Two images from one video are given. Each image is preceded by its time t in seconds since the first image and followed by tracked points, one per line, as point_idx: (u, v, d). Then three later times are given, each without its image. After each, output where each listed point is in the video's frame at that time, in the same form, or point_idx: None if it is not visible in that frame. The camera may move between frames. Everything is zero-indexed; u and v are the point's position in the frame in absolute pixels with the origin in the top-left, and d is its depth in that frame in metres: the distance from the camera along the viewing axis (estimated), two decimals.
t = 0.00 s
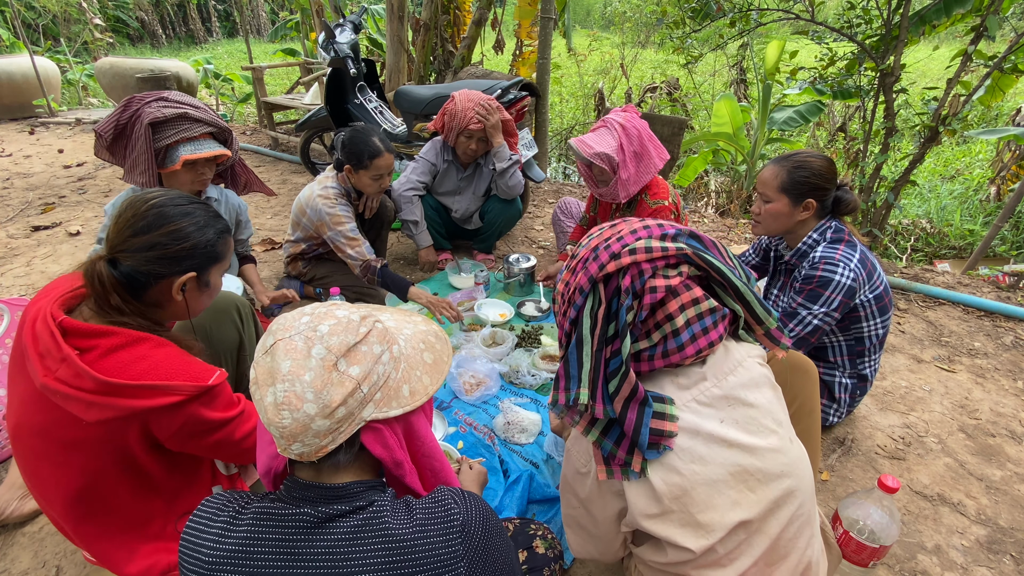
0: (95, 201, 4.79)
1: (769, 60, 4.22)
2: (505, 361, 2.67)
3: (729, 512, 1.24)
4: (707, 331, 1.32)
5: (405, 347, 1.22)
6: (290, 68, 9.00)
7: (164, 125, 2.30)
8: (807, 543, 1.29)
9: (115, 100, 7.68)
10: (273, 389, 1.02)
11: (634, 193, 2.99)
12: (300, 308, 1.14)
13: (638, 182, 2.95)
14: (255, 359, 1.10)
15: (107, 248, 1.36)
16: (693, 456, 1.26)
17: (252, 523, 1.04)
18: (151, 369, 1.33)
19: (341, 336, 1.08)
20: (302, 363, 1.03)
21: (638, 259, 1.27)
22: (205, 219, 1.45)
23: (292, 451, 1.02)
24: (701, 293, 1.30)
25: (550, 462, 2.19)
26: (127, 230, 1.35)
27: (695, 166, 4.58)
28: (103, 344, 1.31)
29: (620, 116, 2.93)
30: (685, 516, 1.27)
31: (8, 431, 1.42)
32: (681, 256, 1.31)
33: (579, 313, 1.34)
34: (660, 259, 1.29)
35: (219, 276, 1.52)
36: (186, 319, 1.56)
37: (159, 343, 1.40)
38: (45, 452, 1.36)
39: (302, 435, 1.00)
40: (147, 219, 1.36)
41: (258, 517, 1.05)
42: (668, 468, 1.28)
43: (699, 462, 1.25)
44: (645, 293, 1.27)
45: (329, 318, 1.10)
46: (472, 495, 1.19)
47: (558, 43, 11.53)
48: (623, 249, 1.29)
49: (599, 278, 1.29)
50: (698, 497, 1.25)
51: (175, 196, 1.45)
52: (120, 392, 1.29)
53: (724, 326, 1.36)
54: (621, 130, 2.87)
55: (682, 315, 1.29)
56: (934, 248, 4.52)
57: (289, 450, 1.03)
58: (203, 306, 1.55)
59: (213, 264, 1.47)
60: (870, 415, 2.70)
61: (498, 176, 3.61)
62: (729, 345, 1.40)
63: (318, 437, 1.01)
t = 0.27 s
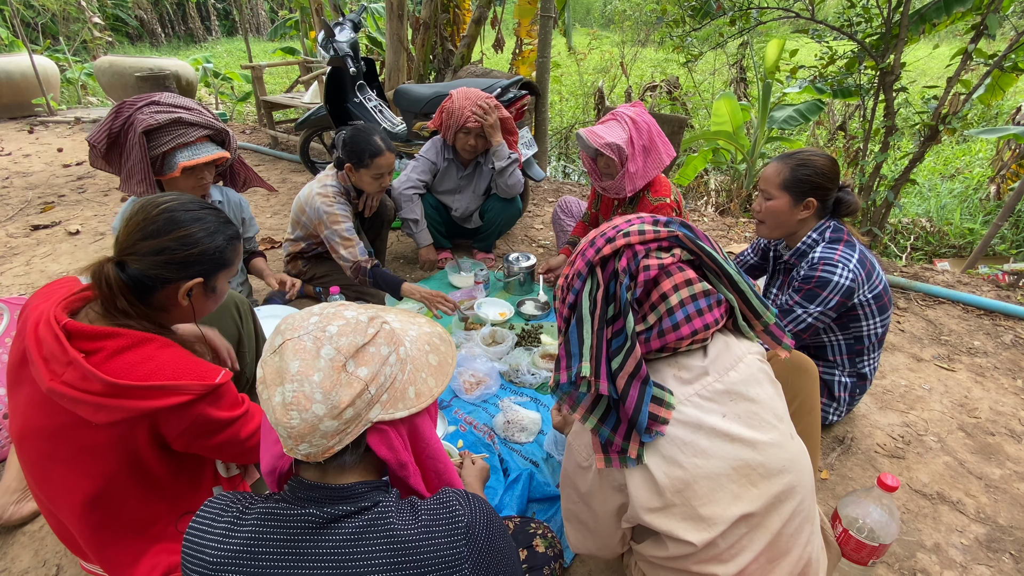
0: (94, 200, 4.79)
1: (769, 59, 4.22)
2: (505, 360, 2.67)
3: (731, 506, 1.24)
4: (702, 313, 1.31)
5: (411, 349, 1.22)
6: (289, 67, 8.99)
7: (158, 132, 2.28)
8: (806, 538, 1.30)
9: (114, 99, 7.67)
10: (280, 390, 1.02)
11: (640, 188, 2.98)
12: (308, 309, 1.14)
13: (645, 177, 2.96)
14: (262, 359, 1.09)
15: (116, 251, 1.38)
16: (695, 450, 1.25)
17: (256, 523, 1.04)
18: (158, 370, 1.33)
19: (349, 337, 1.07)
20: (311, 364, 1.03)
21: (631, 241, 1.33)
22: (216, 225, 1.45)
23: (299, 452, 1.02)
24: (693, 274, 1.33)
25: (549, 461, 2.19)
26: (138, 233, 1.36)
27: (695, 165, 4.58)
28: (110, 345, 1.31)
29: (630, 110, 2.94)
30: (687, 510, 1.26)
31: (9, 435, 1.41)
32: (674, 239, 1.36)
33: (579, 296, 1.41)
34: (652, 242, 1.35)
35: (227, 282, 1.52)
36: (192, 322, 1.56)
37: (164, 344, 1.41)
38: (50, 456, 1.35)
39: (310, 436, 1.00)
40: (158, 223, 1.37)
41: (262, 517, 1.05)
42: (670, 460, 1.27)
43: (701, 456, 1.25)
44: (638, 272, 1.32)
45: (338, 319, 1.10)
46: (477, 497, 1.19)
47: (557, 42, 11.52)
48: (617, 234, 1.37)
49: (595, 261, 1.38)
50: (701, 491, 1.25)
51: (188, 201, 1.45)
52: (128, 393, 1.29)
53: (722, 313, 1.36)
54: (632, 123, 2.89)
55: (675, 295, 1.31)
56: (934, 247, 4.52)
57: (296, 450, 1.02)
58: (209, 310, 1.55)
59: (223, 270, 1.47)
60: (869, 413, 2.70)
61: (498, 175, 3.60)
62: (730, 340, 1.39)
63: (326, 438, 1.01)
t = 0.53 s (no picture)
0: (92, 192, 4.77)
1: (770, 47, 4.18)
2: (505, 352, 2.67)
3: (733, 497, 1.25)
4: (709, 298, 1.31)
5: (412, 344, 1.20)
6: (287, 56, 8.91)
7: (164, 141, 2.22)
8: (805, 530, 1.31)
9: (111, 90, 7.61)
10: (281, 389, 1.02)
11: (642, 176, 2.97)
12: (309, 305, 1.14)
13: (648, 165, 2.94)
14: (262, 356, 1.09)
15: (132, 241, 1.39)
16: (698, 440, 1.25)
17: (256, 517, 1.04)
18: (164, 356, 1.36)
19: (350, 335, 1.07)
20: (312, 363, 1.02)
21: (640, 225, 1.35)
22: (230, 224, 1.44)
23: (300, 450, 1.02)
24: (701, 260, 1.34)
25: (549, 451, 2.20)
26: (155, 225, 1.37)
27: (695, 155, 4.55)
28: (116, 329, 1.34)
29: (634, 97, 2.92)
30: (689, 500, 1.27)
31: (11, 415, 1.43)
32: (682, 226, 1.39)
33: (586, 279, 1.39)
34: (661, 228, 1.37)
35: (234, 281, 1.52)
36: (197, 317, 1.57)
37: (171, 334, 1.43)
38: (51, 435, 1.36)
39: (311, 435, 1.00)
40: (175, 219, 1.38)
41: (262, 511, 1.05)
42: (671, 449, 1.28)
43: (704, 447, 1.25)
44: (647, 255, 1.32)
45: (339, 315, 1.10)
46: (478, 493, 1.20)
47: (557, 31, 11.43)
48: (627, 218, 1.37)
49: (604, 244, 1.37)
50: (702, 480, 1.26)
51: (206, 199, 1.45)
52: (129, 375, 1.30)
53: (729, 301, 1.36)
54: (636, 111, 2.87)
55: (683, 278, 1.31)
56: (934, 238, 4.51)
57: (296, 448, 1.02)
58: (214, 307, 1.56)
59: (231, 269, 1.47)
60: (867, 404, 2.71)
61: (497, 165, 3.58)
62: (736, 332, 1.39)
63: (327, 437, 1.02)
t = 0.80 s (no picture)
0: (88, 184, 4.73)
1: (770, 37, 4.14)
2: (504, 343, 2.67)
3: (735, 490, 1.25)
4: (727, 297, 1.31)
5: (411, 337, 1.20)
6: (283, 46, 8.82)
7: (162, 145, 2.18)
8: (806, 524, 1.32)
9: (105, 81, 7.55)
10: (280, 385, 1.02)
11: (639, 166, 2.95)
12: (308, 300, 1.13)
13: (642, 155, 2.92)
14: (260, 351, 1.09)
15: (154, 226, 1.45)
16: (703, 434, 1.26)
17: (257, 510, 1.04)
18: (169, 330, 1.41)
19: (349, 330, 1.06)
20: (310, 359, 1.02)
21: (661, 219, 1.32)
22: (247, 215, 1.52)
23: (301, 446, 1.02)
24: (720, 258, 1.33)
25: (548, 441, 2.21)
26: (177, 214, 1.44)
27: (694, 146, 4.54)
28: (129, 300, 1.41)
29: (631, 86, 2.92)
30: (691, 492, 1.28)
31: (24, 381, 1.49)
32: (701, 221, 1.37)
33: (602, 275, 1.34)
34: (682, 223, 1.35)
35: (247, 270, 1.60)
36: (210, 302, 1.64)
37: (181, 313, 1.49)
38: (56, 399, 1.42)
39: (311, 431, 1.00)
40: (196, 206, 1.46)
41: (263, 503, 1.05)
42: (676, 441, 1.28)
43: (709, 440, 1.26)
44: (668, 252, 1.30)
45: (338, 311, 1.08)
46: (478, 485, 1.20)
47: (556, 20, 11.34)
48: (646, 212, 1.34)
49: (623, 239, 1.32)
50: (705, 473, 1.26)
51: (224, 191, 1.52)
52: (135, 342, 1.36)
53: (742, 298, 1.37)
54: (631, 100, 2.86)
55: (703, 277, 1.30)
56: (933, 228, 4.51)
57: (296, 443, 1.02)
58: (227, 293, 1.63)
59: (245, 257, 1.54)
60: (865, 393, 2.72)
61: (496, 155, 3.57)
62: (744, 327, 1.39)
63: (327, 433, 1.01)
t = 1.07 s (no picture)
0: (75, 184, 4.68)
1: (761, 34, 4.16)
2: (498, 341, 2.67)
3: (735, 487, 1.28)
4: (737, 299, 1.33)
5: (412, 337, 1.18)
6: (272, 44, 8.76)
7: (140, 139, 2.11)
8: (805, 522, 1.34)
9: (92, 80, 7.45)
10: (280, 391, 1.01)
11: (625, 163, 2.95)
12: (307, 302, 1.12)
13: (627, 154, 2.92)
14: (260, 355, 1.08)
15: (160, 228, 1.44)
16: (707, 430, 1.27)
17: (255, 507, 1.03)
18: (178, 332, 1.40)
19: (350, 336, 1.05)
20: (312, 365, 1.01)
21: (678, 219, 1.31)
22: (251, 212, 1.52)
23: (303, 451, 1.02)
24: (733, 259, 1.34)
25: (543, 439, 2.21)
26: (184, 215, 1.43)
27: (686, 143, 4.55)
28: (137, 302, 1.40)
29: (621, 83, 2.93)
30: (691, 487, 1.30)
31: (25, 380, 1.47)
32: (717, 221, 1.37)
33: (614, 274, 1.32)
34: (698, 223, 1.34)
35: (253, 267, 1.60)
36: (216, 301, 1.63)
37: (188, 315, 1.48)
38: (60, 399, 1.40)
39: (312, 437, 1.00)
40: (202, 206, 1.45)
41: (260, 501, 1.04)
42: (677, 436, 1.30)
43: (712, 437, 1.27)
44: (683, 253, 1.30)
45: (339, 315, 1.07)
46: (476, 484, 1.20)
47: (547, 17, 11.33)
48: (662, 210, 1.32)
49: (637, 238, 1.30)
50: (706, 468, 1.28)
51: (227, 189, 1.51)
52: (144, 344, 1.35)
53: (750, 298, 1.39)
54: (618, 98, 2.87)
55: (717, 279, 1.31)
56: (922, 223, 4.55)
57: (296, 447, 1.02)
58: (233, 290, 1.63)
59: (251, 254, 1.54)
60: (856, 387, 2.75)
61: (486, 154, 3.53)
62: (750, 327, 1.41)
63: (328, 438, 1.01)
